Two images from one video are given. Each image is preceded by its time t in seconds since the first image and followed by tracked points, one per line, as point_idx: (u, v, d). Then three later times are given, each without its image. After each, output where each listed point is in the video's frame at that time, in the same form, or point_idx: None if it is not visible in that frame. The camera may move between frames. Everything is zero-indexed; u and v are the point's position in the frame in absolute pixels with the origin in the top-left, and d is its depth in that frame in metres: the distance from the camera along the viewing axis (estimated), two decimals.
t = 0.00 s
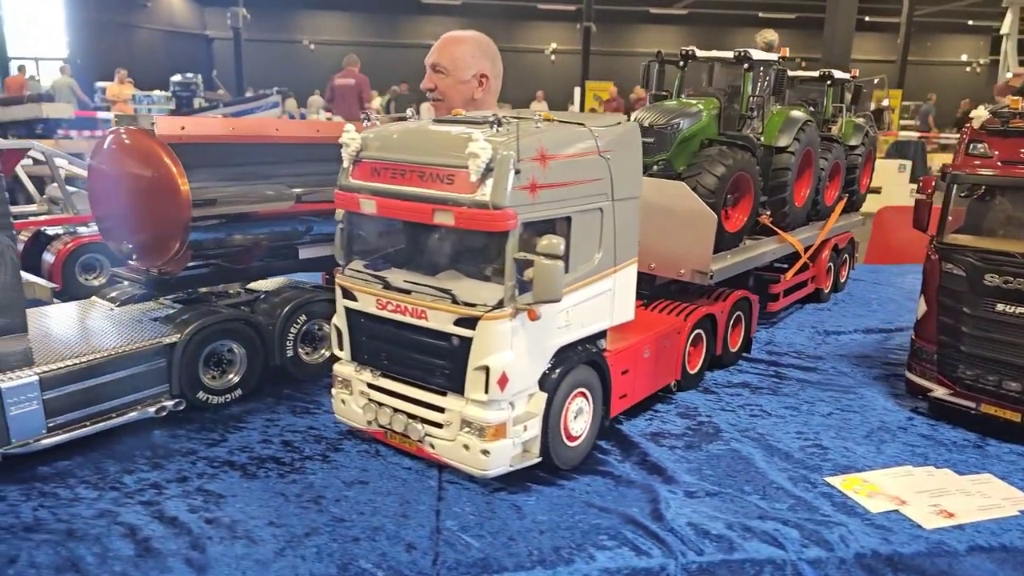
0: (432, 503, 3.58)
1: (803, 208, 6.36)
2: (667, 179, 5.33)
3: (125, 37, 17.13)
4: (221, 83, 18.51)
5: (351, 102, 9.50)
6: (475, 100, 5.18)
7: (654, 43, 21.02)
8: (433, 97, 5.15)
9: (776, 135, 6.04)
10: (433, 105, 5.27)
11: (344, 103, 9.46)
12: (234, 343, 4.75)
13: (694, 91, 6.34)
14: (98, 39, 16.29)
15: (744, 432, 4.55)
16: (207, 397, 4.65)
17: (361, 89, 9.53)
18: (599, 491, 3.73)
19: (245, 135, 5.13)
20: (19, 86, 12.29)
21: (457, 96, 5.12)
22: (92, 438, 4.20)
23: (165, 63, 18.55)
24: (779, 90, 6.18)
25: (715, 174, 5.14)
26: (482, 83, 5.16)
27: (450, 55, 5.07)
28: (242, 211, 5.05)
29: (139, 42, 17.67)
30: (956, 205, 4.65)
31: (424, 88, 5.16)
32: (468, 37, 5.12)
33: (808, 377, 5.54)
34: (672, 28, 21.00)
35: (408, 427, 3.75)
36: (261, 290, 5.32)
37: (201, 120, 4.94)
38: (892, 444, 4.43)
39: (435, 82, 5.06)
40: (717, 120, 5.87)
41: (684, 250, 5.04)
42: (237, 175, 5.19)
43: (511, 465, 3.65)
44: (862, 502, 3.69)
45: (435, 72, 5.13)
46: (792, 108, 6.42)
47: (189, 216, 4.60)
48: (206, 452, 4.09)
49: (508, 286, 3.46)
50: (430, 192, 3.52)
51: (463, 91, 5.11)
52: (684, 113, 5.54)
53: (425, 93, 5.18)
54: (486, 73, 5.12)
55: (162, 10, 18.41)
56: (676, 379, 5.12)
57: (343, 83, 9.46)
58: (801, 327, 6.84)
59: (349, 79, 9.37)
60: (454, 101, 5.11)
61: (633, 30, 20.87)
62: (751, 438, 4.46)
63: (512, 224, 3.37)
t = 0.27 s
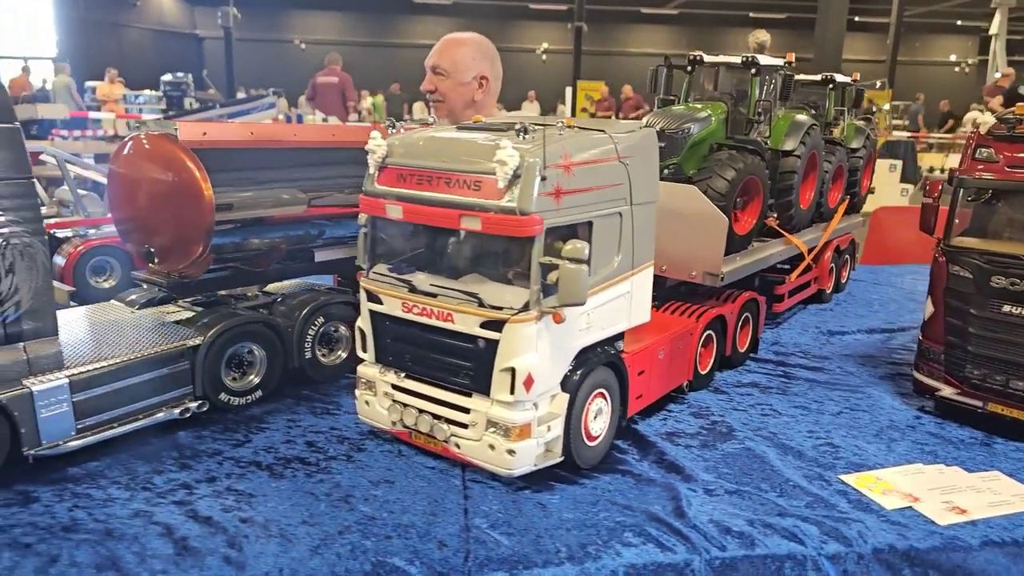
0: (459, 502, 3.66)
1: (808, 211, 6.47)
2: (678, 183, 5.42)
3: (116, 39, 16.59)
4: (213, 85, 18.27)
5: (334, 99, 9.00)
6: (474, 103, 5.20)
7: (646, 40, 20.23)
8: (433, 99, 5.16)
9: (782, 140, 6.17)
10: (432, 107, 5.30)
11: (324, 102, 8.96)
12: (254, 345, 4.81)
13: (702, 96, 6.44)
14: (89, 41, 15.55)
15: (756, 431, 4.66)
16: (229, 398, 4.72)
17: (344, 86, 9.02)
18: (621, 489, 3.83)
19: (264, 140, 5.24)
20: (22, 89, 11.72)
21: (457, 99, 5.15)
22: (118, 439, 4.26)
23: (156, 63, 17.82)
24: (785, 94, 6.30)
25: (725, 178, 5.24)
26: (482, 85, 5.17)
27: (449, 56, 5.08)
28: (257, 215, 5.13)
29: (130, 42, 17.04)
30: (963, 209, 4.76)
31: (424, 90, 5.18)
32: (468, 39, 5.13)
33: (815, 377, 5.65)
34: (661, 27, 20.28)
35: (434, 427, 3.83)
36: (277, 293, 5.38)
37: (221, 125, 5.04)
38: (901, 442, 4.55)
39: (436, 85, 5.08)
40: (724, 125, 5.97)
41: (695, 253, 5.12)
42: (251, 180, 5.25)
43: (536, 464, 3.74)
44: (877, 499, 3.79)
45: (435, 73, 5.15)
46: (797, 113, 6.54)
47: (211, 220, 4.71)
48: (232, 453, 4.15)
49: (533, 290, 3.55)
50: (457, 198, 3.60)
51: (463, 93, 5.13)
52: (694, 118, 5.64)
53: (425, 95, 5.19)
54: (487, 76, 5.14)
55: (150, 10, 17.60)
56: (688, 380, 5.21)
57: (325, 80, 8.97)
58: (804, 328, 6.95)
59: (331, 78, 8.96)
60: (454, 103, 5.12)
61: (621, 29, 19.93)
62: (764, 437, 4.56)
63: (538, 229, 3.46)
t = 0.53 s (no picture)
0: (488, 493, 3.74)
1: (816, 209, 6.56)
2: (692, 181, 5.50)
3: (106, 38, 16.42)
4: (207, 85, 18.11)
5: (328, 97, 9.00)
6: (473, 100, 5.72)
7: (639, 40, 20.15)
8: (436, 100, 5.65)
9: (791, 138, 6.26)
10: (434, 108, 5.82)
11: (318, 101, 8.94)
12: (276, 341, 4.87)
13: (713, 95, 6.53)
14: (81, 41, 15.37)
15: (772, 425, 4.74)
16: (252, 394, 4.77)
17: (337, 86, 9.03)
18: (645, 481, 3.91)
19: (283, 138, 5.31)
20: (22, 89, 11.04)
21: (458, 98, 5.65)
22: (146, 433, 4.32)
23: (149, 63, 17.47)
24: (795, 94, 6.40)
25: (739, 175, 5.33)
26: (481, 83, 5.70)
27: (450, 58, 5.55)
28: (276, 213, 5.18)
29: (120, 43, 16.89)
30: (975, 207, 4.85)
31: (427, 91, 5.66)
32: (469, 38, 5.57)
33: (826, 372, 5.74)
34: (653, 27, 20.17)
35: (461, 421, 3.90)
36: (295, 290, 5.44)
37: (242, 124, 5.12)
38: (914, 435, 4.64)
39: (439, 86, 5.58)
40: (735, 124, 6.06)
41: (709, 250, 5.18)
42: (268, 179, 5.30)
43: (562, 456, 3.81)
44: (895, 491, 3.88)
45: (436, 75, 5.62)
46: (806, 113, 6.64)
47: (235, 219, 4.75)
48: (260, 447, 4.22)
49: (560, 285, 3.61)
50: (485, 195, 3.67)
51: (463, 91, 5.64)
52: (707, 117, 5.73)
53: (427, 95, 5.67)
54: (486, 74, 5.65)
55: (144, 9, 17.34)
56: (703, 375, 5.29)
57: (319, 80, 8.95)
58: (811, 324, 7.04)
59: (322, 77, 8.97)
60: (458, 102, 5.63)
61: (614, 30, 19.85)
62: (780, 431, 4.65)
63: (565, 226, 3.52)
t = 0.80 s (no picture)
0: (520, 488, 3.78)
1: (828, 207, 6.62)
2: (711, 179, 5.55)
3: (99, 35, 16.05)
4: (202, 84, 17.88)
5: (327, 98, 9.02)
6: (481, 99, 6.95)
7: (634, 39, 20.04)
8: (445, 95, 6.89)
9: (806, 136, 6.31)
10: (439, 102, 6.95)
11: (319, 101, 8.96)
12: (300, 339, 4.89)
13: (729, 93, 6.58)
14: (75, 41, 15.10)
15: (793, 420, 4.80)
16: (277, 391, 4.80)
17: (338, 86, 9.06)
18: (674, 475, 3.95)
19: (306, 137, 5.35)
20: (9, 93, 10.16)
21: (466, 95, 6.88)
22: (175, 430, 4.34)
23: (142, 62, 17.28)
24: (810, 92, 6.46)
25: (758, 173, 5.38)
26: (489, 83, 6.88)
27: (458, 60, 6.76)
28: (297, 212, 5.21)
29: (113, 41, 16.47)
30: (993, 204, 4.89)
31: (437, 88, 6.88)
32: (477, 42, 6.72)
33: (841, 368, 5.79)
34: (649, 27, 20.06)
35: (492, 416, 3.94)
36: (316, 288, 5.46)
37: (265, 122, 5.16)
38: (934, 429, 4.70)
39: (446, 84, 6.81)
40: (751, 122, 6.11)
41: (729, 247, 5.23)
42: (288, 177, 5.31)
43: (592, 451, 3.85)
44: (920, 484, 3.93)
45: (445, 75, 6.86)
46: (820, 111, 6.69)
47: (262, 218, 4.80)
48: (289, 442, 4.25)
49: (592, 281, 3.65)
50: (517, 192, 3.70)
51: (470, 90, 6.87)
52: (724, 115, 5.78)
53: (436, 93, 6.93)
54: (492, 76, 6.84)
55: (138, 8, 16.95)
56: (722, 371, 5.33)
57: (319, 80, 8.95)
58: (822, 321, 7.10)
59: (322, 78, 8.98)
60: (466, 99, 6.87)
61: (608, 29, 19.74)
62: (801, 426, 4.70)
63: (598, 223, 3.55)
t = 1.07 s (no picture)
0: (546, 484, 3.81)
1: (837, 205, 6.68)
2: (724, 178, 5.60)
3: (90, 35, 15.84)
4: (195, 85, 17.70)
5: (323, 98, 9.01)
6: (485, 99, 6.96)
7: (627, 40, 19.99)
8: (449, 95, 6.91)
9: (816, 136, 6.36)
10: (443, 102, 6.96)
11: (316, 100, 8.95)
12: (319, 337, 4.91)
13: (739, 93, 6.64)
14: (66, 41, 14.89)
15: (809, 416, 4.84)
16: (297, 389, 4.82)
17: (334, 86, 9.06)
18: (697, 471, 3.99)
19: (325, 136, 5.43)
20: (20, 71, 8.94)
21: (469, 94, 6.89)
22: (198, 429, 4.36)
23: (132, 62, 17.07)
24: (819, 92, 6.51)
25: (771, 172, 5.43)
26: (493, 83, 6.90)
27: (461, 58, 6.79)
28: (314, 210, 5.23)
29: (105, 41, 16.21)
30: (1004, 201, 4.94)
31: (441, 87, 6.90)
32: (479, 41, 6.77)
33: (853, 365, 5.85)
34: (643, 28, 20.02)
35: (517, 412, 3.97)
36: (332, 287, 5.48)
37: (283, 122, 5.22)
38: (948, 425, 4.75)
39: (450, 83, 6.83)
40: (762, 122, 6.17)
41: (743, 246, 5.27)
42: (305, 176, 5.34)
43: (617, 447, 3.88)
44: (939, 478, 3.98)
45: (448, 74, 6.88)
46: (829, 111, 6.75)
47: (282, 215, 4.84)
48: (313, 441, 4.27)
49: (617, 278, 3.68)
50: (543, 191, 3.73)
51: (475, 90, 6.88)
52: (736, 114, 5.84)
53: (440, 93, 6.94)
54: (495, 75, 6.86)
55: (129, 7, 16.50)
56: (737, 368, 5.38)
57: (316, 80, 8.96)
58: (830, 319, 7.15)
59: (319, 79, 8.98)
60: (468, 97, 6.88)
61: (603, 30, 19.66)
62: (818, 422, 4.75)
63: (624, 221, 3.59)
